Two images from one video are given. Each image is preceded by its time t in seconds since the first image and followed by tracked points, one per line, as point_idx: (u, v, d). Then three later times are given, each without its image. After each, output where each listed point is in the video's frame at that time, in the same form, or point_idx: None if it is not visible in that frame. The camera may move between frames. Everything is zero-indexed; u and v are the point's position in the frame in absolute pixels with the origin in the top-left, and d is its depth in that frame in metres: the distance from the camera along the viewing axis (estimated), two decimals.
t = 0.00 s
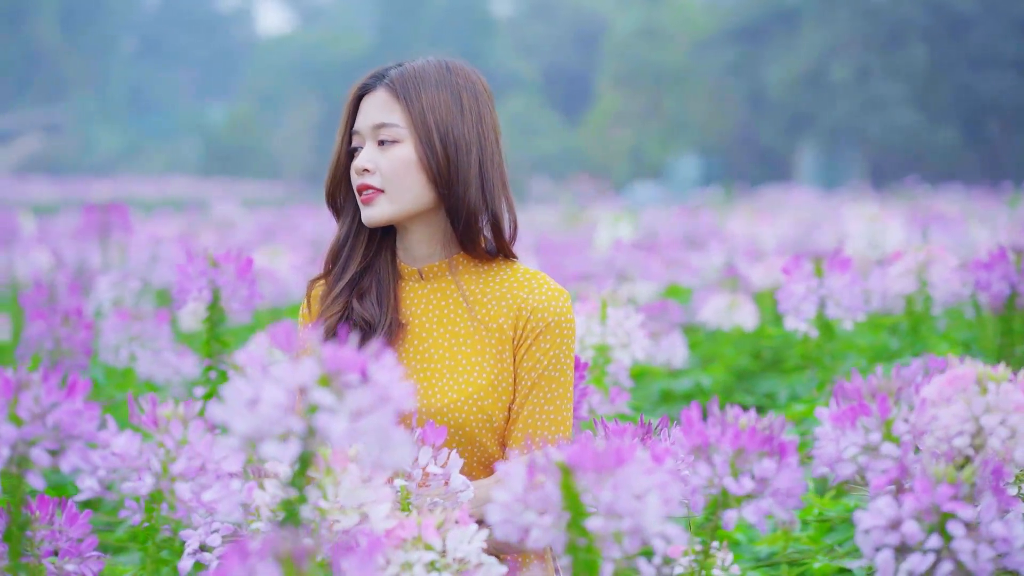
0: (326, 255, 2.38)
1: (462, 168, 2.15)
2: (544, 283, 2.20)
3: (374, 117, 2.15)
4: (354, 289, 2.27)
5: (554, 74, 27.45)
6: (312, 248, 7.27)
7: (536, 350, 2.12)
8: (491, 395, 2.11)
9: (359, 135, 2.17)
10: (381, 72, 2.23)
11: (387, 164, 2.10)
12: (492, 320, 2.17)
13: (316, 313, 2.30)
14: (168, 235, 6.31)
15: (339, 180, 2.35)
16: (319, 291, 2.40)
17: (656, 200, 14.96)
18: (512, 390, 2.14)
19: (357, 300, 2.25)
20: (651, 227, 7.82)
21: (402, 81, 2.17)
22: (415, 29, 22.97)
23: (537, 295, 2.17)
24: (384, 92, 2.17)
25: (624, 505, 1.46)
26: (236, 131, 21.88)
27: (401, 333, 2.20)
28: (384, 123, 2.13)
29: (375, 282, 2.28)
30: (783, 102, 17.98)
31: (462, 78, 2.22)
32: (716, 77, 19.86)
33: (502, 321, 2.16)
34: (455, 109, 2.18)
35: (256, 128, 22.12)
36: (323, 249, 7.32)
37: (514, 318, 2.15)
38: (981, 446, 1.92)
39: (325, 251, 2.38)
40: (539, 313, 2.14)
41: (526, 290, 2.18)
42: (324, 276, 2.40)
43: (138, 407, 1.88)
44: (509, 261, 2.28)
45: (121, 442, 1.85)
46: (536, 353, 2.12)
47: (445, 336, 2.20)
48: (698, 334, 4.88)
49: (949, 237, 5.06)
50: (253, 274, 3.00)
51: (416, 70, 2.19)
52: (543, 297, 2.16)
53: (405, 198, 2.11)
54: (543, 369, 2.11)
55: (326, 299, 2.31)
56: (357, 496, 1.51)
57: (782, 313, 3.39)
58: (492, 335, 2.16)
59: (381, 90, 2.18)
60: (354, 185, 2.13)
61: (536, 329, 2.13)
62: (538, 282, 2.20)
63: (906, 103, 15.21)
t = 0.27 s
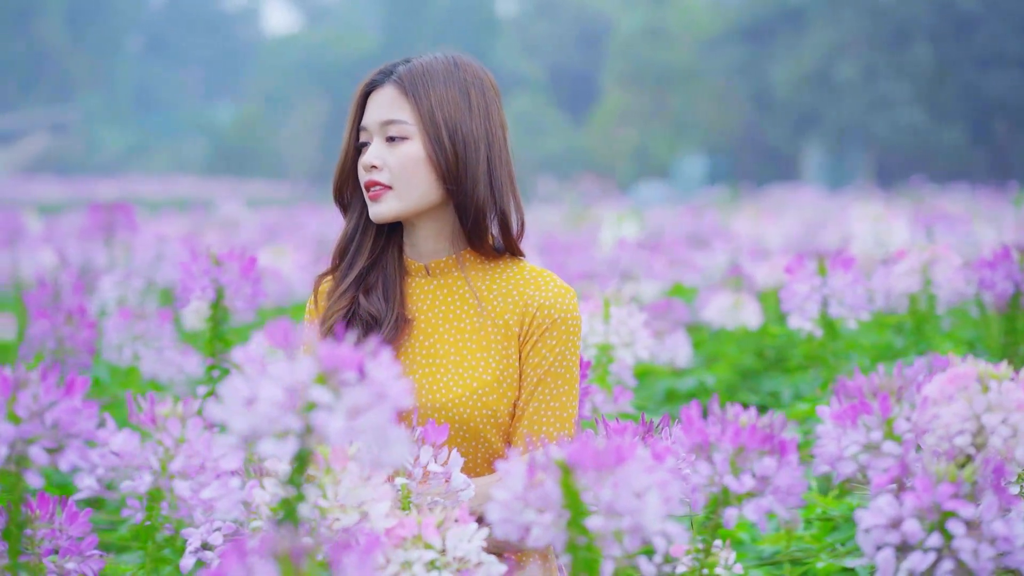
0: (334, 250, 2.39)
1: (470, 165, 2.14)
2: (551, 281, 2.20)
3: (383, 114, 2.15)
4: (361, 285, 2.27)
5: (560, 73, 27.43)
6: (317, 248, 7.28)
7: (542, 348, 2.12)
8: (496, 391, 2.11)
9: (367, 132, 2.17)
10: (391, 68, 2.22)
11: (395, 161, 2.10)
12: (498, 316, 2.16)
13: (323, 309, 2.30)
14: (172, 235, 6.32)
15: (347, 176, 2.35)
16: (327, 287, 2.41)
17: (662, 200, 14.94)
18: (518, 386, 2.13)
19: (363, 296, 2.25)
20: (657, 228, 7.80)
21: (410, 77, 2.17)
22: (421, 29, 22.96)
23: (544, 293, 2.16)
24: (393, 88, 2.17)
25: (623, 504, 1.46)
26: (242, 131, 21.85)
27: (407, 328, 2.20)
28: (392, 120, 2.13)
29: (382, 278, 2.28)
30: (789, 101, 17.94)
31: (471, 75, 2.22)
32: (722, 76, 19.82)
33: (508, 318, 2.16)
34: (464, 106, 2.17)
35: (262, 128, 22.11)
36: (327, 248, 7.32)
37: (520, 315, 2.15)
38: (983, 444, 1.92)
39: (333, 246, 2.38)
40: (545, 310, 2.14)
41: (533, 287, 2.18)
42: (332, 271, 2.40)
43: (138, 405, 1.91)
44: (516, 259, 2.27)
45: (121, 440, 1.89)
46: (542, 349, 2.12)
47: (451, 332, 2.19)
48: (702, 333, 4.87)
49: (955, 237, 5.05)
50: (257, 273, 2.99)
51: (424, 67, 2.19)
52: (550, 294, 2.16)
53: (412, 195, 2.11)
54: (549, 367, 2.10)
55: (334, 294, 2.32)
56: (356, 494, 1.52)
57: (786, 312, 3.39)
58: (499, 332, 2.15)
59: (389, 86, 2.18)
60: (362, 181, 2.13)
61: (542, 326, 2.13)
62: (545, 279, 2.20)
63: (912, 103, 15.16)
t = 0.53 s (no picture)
0: (341, 247, 2.38)
1: (478, 163, 2.14)
2: (557, 279, 2.19)
3: (391, 112, 2.14)
4: (367, 281, 2.27)
5: (566, 73, 27.41)
6: (322, 248, 7.28)
7: (548, 343, 2.12)
8: (502, 387, 2.11)
9: (375, 130, 2.16)
10: (398, 65, 2.21)
11: (404, 160, 2.09)
12: (504, 312, 2.16)
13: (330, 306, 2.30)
14: (177, 235, 6.32)
15: (353, 174, 2.34)
16: (335, 283, 2.40)
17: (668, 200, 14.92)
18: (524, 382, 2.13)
19: (370, 293, 2.25)
20: (663, 227, 7.79)
21: (418, 75, 2.16)
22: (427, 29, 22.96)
23: (550, 290, 2.17)
24: (400, 86, 2.16)
25: (624, 504, 1.45)
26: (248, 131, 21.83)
27: (412, 325, 2.19)
28: (401, 118, 2.12)
29: (388, 275, 2.28)
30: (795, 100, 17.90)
31: (478, 73, 2.21)
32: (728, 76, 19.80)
33: (514, 314, 2.15)
34: (471, 104, 2.17)
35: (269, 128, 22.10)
36: (332, 248, 7.32)
37: (526, 312, 2.15)
38: (985, 444, 1.92)
39: (340, 243, 2.38)
40: (551, 307, 2.14)
41: (539, 285, 2.18)
42: (339, 268, 2.40)
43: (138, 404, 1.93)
44: (523, 257, 2.27)
45: (122, 438, 1.90)
46: (548, 345, 2.12)
47: (456, 328, 2.19)
48: (707, 333, 4.86)
49: (959, 236, 5.04)
50: (259, 273, 2.99)
51: (433, 65, 2.18)
52: (556, 291, 2.16)
53: (420, 193, 2.10)
54: (555, 363, 2.10)
55: (340, 292, 2.32)
56: (355, 494, 1.51)
57: (790, 312, 3.39)
58: (505, 328, 2.15)
59: (397, 84, 2.17)
60: (371, 180, 2.13)
61: (548, 322, 2.13)
62: (551, 277, 2.20)
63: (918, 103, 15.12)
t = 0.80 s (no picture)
0: (347, 243, 2.38)
1: (486, 161, 2.14)
2: (560, 275, 2.19)
3: (400, 111, 2.14)
4: (372, 279, 2.27)
5: (571, 73, 27.41)
6: (326, 248, 7.27)
7: (552, 338, 2.12)
8: (505, 381, 2.11)
9: (382, 129, 2.16)
10: (406, 63, 2.21)
11: (413, 160, 2.10)
12: (508, 309, 2.16)
13: (335, 302, 2.30)
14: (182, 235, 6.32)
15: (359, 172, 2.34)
16: (340, 280, 2.40)
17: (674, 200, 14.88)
18: (527, 376, 2.13)
19: (375, 290, 2.25)
20: (667, 227, 7.78)
21: (426, 73, 2.16)
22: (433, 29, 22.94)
23: (554, 286, 2.17)
24: (408, 85, 2.16)
25: (624, 502, 1.45)
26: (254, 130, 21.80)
27: (417, 321, 2.20)
28: (408, 118, 2.12)
29: (393, 273, 2.28)
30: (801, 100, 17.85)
31: (485, 71, 2.21)
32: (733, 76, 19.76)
33: (518, 309, 2.16)
34: (479, 103, 2.16)
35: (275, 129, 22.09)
36: (337, 248, 7.32)
37: (530, 308, 2.15)
38: (985, 443, 1.93)
39: (346, 239, 2.38)
40: (555, 302, 2.14)
41: (543, 281, 2.18)
42: (345, 266, 2.40)
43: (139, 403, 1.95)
44: (529, 255, 2.26)
45: (123, 437, 1.91)
46: (551, 340, 2.12)
47: (461, 324, 2.19)
48: (711, 333, 4.85)
49: (963, 236, 5.03)
50: (262, 273, 2.99)
51: (440, 64, 2.18)
52: (560, 287, 2.16)
53: (429, 192, 2.11)
54: (559, 359, 2.10)
55: (346, 288, 2.32)
56: (356, 493, 1.51)
57: (794, 311, 3.39)
58: (508, 324, 2.15)
59: (405, 83, 2.16)
60: (379, 178, 2.13)
61: (552, 317, 2.13)
62: (554, 273, 2.20)
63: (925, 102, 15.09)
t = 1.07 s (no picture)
0: (353, 243, 2.39)
1: (491, 160, 2.14)
2: (562, 273, 2.19)
3: (406, 111, 2.14)
4: (378, 278, 2.28)
5: (578, 73, 27.39)
6: (332, 248, 7.27)
7: (552, 334, 2.11)
8: (506, 376, 2.11)
9: (388, 129, 2.16)
10: (412, 62, 2.20)
11: (419, 160, 2.10)
12: (511, 305, 2.16)
13: (341, 301, 2.31)
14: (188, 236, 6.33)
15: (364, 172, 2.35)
16: (347, 278, 2.41)
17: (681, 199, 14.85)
18: (528, 371, 2.13)
19: (380, 288, 2.26)
20: (674, 228, 7.76)
21: (432, 73, 2.16)
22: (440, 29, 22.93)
23: (556, 282, 2.16)
24: (414, 85, 2.16)
25: (625, 502, 1.45)
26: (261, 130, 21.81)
27: (420, 319, 2.20)
28: (414, 118, 2.12)
29: (399, 271, 2.29)
30: (808, 99, 17.81)
31: (491, 71, 2.21)
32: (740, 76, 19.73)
33: (520, 306, 2.15)
34: (485, 103, 2.16)
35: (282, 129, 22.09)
36: (343, 248, 7.32)
37: (532, 305, 2.15)
38: (987, 443, 1.94)
39: (353, 238, 2.39)
40: (557, 298, 2.14)
41: (545, 278, 2.18)
42: (351, 264, 2.40)
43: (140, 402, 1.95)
44: (533, 254, 2.26)
45: (124, 437, 1.92)
46: (552, 335, 2.11)
47: (463, 321, 2.20)
48: (715, 332, 4.85)
49: (968, 235, 5.02)
50: (266, 272, 3.00)
51: (447, 63, 2.18)
52: (561, 283, 2.16)
53: (434, 193, 2.11)
54: (559, 355, 2.09)
55: (352, 286, 2.33)
56: (358, 493, 1.51)
57: (798, 311, 3.38)
58: (510, 321, 2.15)
59: (411, 82, 2.16)
60: (385, 178, 2.14)
61: (553, 313, 2.13)
62: (556, 271, 2.19)
63: (932, 101, 15.05)
